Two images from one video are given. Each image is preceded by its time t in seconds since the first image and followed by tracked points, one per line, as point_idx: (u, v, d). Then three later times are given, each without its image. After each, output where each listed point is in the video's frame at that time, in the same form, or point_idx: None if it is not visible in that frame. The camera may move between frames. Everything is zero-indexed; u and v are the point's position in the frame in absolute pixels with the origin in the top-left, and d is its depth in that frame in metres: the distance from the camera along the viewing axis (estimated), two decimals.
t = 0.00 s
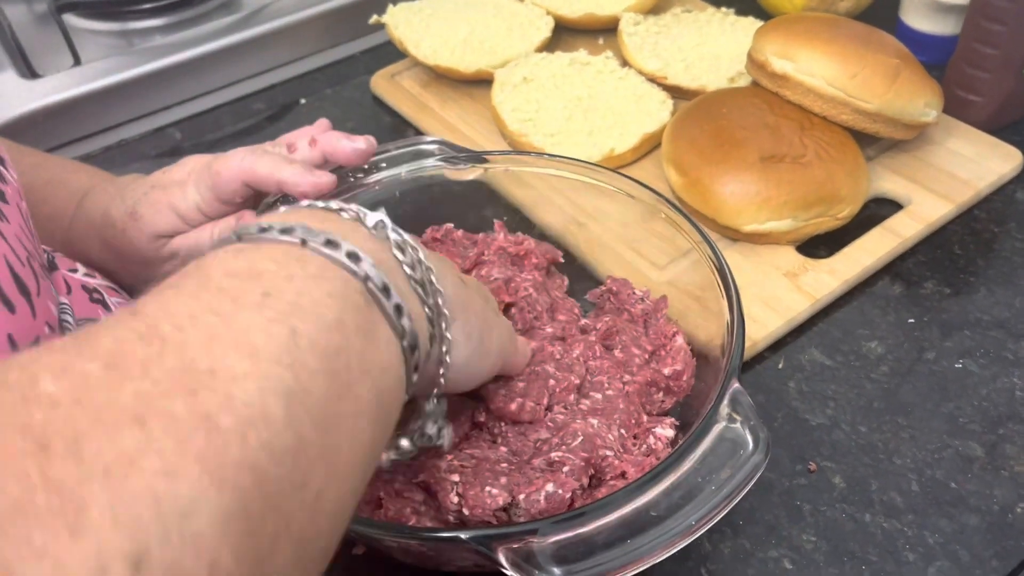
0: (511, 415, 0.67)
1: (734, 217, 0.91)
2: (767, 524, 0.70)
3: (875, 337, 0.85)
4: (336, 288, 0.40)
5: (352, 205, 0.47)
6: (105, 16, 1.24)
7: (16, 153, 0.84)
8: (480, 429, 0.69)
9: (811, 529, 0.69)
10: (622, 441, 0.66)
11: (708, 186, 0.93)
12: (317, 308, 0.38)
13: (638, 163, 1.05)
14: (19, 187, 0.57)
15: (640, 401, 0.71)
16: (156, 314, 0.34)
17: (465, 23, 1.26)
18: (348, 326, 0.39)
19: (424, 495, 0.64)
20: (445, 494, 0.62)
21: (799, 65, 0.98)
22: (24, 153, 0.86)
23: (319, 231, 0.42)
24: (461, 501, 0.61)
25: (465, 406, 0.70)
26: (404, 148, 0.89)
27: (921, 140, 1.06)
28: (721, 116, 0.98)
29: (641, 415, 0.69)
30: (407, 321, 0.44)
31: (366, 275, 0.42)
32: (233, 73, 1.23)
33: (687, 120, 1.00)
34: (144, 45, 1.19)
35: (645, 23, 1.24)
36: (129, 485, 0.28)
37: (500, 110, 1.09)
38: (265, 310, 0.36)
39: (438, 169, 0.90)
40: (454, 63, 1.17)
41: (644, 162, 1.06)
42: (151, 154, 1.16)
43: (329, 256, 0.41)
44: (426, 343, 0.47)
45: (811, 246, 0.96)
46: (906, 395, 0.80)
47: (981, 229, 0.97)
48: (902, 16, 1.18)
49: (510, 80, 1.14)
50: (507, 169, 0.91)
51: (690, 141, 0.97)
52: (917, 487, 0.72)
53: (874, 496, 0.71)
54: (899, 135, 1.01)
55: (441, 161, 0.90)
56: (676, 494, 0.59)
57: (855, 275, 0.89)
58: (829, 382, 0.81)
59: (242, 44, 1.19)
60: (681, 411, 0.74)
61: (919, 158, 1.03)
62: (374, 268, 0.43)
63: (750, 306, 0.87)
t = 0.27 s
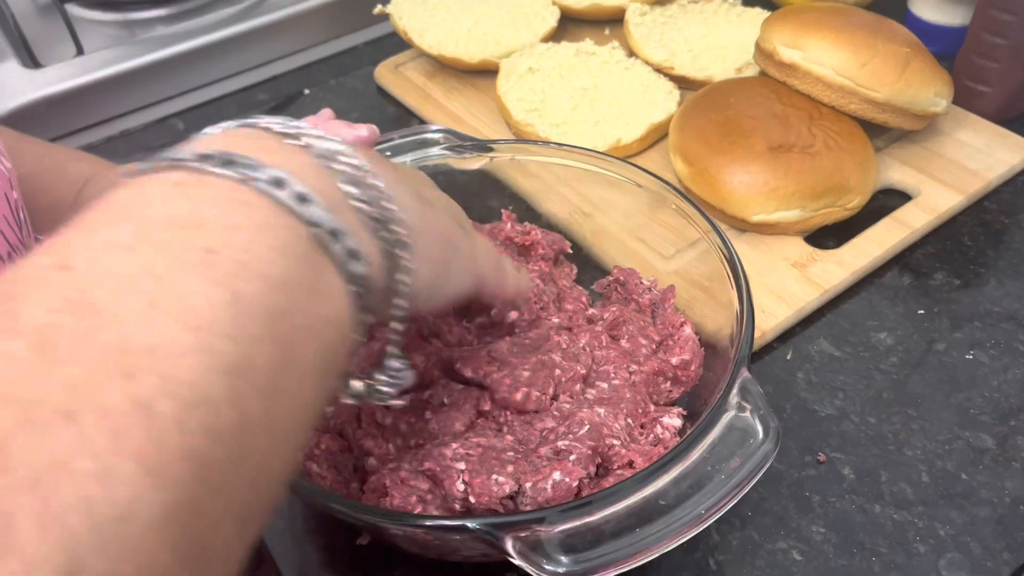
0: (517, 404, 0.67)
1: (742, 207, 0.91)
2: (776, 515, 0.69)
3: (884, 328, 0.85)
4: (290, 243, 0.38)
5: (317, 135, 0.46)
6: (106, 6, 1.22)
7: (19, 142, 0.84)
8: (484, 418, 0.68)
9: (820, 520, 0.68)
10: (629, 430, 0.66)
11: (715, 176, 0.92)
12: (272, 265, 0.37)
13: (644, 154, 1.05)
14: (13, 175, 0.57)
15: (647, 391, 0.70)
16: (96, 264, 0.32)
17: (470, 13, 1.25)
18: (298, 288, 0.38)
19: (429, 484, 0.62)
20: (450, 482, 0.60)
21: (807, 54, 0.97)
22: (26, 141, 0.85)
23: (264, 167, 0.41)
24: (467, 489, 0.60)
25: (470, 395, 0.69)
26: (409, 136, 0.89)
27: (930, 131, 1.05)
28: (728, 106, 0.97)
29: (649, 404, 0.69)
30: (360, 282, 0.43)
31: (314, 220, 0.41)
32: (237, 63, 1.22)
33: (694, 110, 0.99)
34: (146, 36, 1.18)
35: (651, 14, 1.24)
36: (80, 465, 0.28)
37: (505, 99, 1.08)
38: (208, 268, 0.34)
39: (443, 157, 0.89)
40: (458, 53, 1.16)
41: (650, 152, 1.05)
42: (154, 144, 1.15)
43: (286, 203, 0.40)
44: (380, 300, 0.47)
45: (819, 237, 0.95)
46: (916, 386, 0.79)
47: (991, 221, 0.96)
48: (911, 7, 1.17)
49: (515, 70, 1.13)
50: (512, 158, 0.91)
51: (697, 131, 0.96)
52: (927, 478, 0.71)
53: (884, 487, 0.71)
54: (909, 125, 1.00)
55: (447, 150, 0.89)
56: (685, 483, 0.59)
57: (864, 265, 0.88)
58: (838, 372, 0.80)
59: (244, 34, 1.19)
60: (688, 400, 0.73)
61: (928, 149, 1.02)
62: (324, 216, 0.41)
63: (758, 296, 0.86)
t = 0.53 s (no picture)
0: (512, 405, 0.67)
1: (739, 208, 0.91)
2: (770, 517, 0.69)
3: (880, 329, 0.85)
4: (329, 254, 0.36)
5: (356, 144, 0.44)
6: (104, 5, 1.22)
7: (16, 143, 0.84)
8: (479, 419, 0.69)
9: (814, 521, 0.69)
10: (623, 431, 0.66)
11: (712, 176, 0.92)
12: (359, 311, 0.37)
13: (641, 154, 1.05)
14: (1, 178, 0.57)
15: (642, 392, 0.70)
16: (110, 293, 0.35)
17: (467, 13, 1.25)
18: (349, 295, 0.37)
19: (423, 484, 0.63)
20: (444, 483, 0.61)
21: (804, 55, 0.97)
22: (23, 141, 0.85)
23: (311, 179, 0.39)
24: (460, 490, 0.61)
25: (465, 396, 0.69)
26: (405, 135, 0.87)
27: (927, 132, 1.05)
28: (725, 106, 0.97)
29: (643, 405, 0.69)
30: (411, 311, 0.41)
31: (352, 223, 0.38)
32: (235, 63, 1.22)
33: (691, 110, 0.99)
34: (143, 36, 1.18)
35: (649, 14, 1.24)
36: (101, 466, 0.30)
37: (502, 100, 1.08)
38: (301, 305, 0.34)
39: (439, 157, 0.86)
40: (456, 54, 1.16)
41: (647, 153, 1.05)
42: (152, 145, 1.15)
43: (324, 207, 0.38)
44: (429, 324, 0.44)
45: (815, 238, 0.95)
46: (911, 387, 0.79)
47: (988, 222, 0.96)
48: (909, 7, 1.17)
49: (512, 70, 1.13)
50: (509, 158, 0.90)
51: (694, 132, 0.96)
52: (922, 480, 0.71)
53: (878, 489, 0.71)
54: (906, 126, 1.01)
55: (445, 150, 0.85)
56: (678, 484, 0.59)
57: (860, 266, 0.88)
58: (833, 373, 0.80)
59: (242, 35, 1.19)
60: (683, 402, 0.73)
61: (926, 150, 1.02)
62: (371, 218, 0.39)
63: (754, 297, 0.86)
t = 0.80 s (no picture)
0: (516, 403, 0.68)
1: (741, 206, 0.90)
2: (773, 515, 0.69)
3: (883, 327, 0.85)
4: (482, 294, 0.41)
5: (529, 166, 0.49)
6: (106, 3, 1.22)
7: (18, 139, 0.83)
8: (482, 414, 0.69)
9: (817, 519, 0.68)
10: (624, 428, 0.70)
11: (714, 175, 0.92)
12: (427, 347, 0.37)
13: (644, 152, 1.05)
14: None
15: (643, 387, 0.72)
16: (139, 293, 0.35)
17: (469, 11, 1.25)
18: (484, 337, 0.41)
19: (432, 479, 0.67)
20: (452, 481, 0.66)
21: (807, 53, 0.97)
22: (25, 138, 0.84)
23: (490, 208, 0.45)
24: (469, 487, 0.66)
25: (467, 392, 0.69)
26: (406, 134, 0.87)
27: (930, 130, 1.05)
28: (728, 104, 0.97)
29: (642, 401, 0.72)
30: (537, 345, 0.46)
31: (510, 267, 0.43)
32: (237, 61, 1.22)
33: (694, 108, 0.99)
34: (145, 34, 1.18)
35: (652, 11, 1.23)
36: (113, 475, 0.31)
37: (505, 98, 1.08)
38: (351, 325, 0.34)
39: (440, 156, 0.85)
40: (458, 51, 1.16)
41: (650, 151, 1.05)
42: (154, 142, 1.15)
43: (492, 238, 0.43)
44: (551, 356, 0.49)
45: (818, 236, 0.95)
46: (915, 386, 0.79)
47: (991, 220, 0.96)
48: (912, 5, 1.17)
49: (515, 67, 1.13)
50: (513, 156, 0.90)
51: (697, 130, 0.96)
52: (925, 478, 0.71)
53: (881, 487, 0.71)
54: (908, 124, 1.00)
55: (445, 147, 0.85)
56: (681, 482, 0.58)
57: (863, 264, 0.88)
58: (836, 371, 0.80)
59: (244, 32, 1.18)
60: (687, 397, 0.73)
61: (929, 148, 1.02)
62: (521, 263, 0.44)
63: (756, 295, 0.86)
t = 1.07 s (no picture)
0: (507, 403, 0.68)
1: (743, 203, 0.91)
2: (773, 509, 0.69)
3: (883, 323, 0.85)
4: (561, 228, 0.49)
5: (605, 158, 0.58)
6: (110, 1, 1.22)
7: (22, 135, 0.84)
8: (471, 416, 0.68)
9: (817, 514, 0.69)
10: (620, 425, 0.67)
11: (716, 171, 0.93)
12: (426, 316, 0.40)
13: (645, 149, 1.05)
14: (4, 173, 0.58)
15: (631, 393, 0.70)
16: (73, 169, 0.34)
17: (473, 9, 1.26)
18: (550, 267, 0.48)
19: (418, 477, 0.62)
20: (439, 476, 0.61)
21: (808, 50, 0.97)
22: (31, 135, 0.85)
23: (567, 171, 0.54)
24: (456, 483, 0.61)
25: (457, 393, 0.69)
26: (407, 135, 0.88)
27: (931, 127, 1.05)
28: (729, 101, 0.97)
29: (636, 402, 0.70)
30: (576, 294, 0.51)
31: (585, 217, 0.52)
32: (239, 59, 1.23)
33: (695, 106, 1.00)
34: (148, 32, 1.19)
35: (653, 9, 1.24)
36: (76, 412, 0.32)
37: (507, 96, 1.08)
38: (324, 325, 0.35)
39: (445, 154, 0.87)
40: (460, 49, 1.17)
41: (651, 148, 1.05)
42: (157, 140, 1.16)
43: (572, 194, 0.52)
44: (606, 305, 0.57)
45: (819, 233, 0.96)
46: (915, 381, 0.79)
47: (991, 217, 0.96)
48: (913, 3, 1.17)
49: (516, 65, 1.13)
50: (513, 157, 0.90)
51: (698, 127, 0.97)
52: (925, 473, 0.72)
53: (881, 481, 0.71)
54: (909, 122, 1.01)
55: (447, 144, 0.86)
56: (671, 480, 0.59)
57: (863, 261, 0.89)
58: (836, 367, 0.81)
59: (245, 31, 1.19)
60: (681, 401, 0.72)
61: (929, 145, 1.03)
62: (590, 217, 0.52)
63: (757, 291, 0.86)
